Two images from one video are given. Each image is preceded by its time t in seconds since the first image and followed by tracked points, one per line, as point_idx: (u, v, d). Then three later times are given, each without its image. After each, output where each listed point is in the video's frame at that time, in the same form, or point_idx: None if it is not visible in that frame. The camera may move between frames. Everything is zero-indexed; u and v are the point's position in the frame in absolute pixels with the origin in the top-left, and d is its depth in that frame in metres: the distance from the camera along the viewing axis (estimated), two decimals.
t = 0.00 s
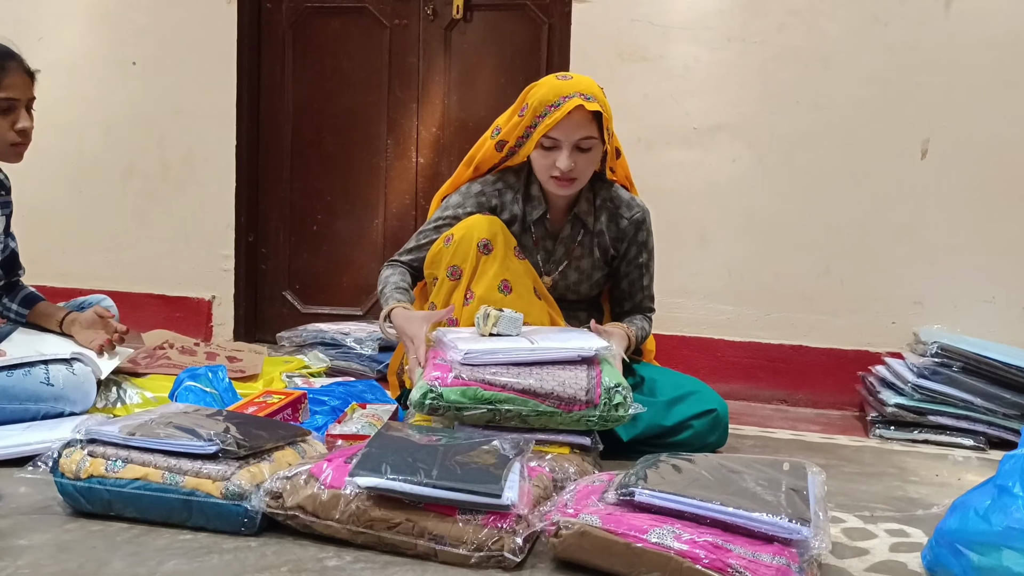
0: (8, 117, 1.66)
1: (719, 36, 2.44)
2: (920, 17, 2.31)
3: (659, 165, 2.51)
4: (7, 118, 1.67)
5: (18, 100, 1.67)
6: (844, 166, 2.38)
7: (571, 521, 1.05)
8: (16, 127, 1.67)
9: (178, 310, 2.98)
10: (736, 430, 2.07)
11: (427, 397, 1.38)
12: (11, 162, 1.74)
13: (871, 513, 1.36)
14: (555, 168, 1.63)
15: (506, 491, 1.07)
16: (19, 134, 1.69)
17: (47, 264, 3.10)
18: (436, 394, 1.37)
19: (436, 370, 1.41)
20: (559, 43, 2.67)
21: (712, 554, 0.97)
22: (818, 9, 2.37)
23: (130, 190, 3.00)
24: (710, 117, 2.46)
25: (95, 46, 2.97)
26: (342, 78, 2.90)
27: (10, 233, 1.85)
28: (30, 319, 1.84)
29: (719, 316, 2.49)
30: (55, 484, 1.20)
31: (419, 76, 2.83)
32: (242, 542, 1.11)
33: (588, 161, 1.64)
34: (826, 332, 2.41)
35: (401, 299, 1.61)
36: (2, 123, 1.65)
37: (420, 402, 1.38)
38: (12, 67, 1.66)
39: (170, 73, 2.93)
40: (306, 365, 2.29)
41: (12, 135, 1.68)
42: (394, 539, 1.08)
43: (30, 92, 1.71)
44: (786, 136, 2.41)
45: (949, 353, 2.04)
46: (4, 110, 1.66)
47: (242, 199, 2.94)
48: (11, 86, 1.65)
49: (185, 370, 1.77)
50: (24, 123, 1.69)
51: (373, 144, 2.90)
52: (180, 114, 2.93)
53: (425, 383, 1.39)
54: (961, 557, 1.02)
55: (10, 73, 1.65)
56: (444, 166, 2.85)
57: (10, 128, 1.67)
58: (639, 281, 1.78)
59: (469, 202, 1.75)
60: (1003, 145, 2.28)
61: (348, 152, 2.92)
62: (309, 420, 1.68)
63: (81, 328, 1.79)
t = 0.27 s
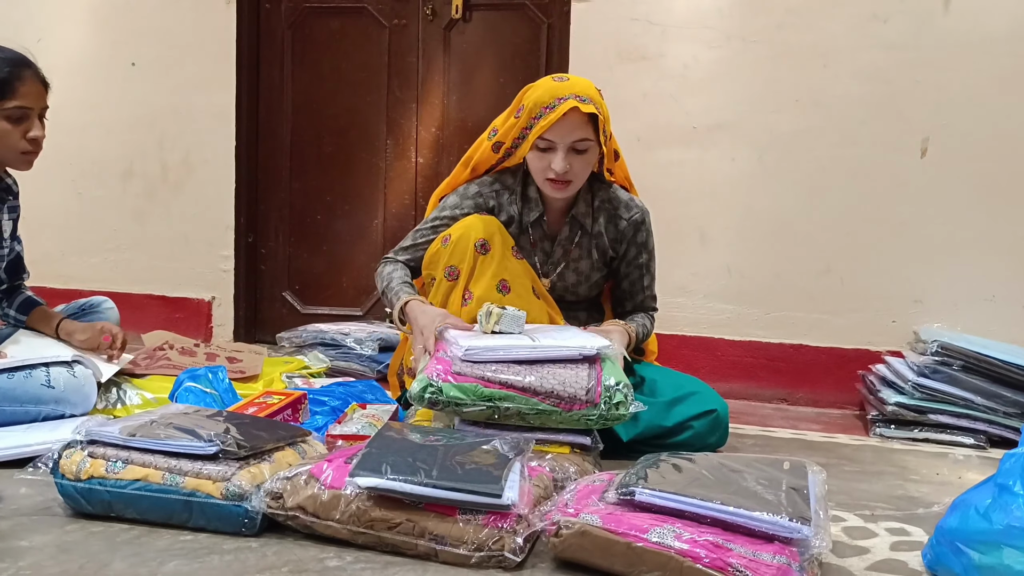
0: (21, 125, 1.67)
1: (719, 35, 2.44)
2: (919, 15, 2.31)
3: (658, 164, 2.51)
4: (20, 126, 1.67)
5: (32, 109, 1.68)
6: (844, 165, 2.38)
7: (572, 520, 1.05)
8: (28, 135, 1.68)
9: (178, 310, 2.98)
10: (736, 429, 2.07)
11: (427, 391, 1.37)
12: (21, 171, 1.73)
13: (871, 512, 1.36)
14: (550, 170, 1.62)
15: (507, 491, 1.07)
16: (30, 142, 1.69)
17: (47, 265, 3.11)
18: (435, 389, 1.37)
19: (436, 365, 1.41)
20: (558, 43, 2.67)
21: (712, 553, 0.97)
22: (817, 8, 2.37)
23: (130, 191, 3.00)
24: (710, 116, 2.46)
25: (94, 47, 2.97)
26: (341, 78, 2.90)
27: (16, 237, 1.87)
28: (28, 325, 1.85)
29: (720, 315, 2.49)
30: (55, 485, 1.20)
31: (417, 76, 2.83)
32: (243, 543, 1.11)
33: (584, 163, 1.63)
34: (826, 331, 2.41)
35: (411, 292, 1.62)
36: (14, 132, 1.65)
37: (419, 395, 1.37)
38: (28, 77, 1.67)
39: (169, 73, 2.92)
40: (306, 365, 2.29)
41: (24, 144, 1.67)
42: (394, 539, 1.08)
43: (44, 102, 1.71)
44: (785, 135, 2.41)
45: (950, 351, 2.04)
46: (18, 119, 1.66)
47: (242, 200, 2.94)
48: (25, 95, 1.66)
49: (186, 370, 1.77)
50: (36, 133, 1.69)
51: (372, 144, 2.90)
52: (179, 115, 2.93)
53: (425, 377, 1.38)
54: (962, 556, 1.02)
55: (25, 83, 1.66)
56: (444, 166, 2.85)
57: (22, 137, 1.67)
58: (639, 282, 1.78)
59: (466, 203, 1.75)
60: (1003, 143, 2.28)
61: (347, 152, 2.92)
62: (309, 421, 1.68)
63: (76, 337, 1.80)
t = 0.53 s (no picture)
0: (25, 127, 1.67)
1: (718, 34, 2.44)
2: (918, 14, 2.31)
3: (658, 164, 2.51)
4: (24, 128, 1.67)
5: (36, 111, 1.68)
6: (843, 165, 2.38)
7: (572, 520, 1.05)
8: (32, 137, 1.68)
9: (178, 311, 2.98)
10: (736, 428, 2.07)
11: (445, 370, 1.35)
12: (23, 173, 1.73)
13: (872, 511, 1.36)
14: (561, 164, 1.63)
15: (507, 490, 1.06)
16: (32, 145, 1.69)
17: (46, 266, 3.11)
18: (453, 369, 1.34)
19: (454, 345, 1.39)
20: (558, 43, 2.67)
21: (712, 552, 0.97)
22: (816, 7, 2.37)
23: (129, 191, 3.00)
24: (709, 115, 2.46)
25: (94, 47, 2.97)
26: (340, 78, 2.90)
27: (16, 239, 1.86)
28: (25, 329, 1.87)
29: (720, 314, 2.49)
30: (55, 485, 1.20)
31: (417, 75, 2.83)
32: (243, 543, 1.11)
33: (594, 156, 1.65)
34: (826, 330, 2.41)
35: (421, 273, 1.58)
36: (17, 134, 1.65)
37: (436, 373, 1.35)
38: (34, 80, 1.67)
39: (168, 74, 2.92)
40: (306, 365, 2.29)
41: (26, 146, 1.67)
42: (395, 539, 1.08)
43: (49, 105, 1.72)
44: (785, 134, 2.41)
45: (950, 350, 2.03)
46: (22, 121, 1.66)
47: (241, 200, 2.94)
48: (30, 97, 1.66)
49: (185, 370, 1.77)
50: (40, 136, 1.69)
51: (372, 144, 2.90)
52: (179, 115, 2.93)
53: (444, 357, 1.36)
54: (963, 554, 1.02)
55: (31, 85, 1.66)
56: (443, 166, 2.85)
57: (25, 139, 1.67)
58: (645, 280, 1.79)
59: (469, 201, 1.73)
60: (1003, 141, 2.28)
61: (347, 152, 2.92)
62: (309, 421, 1.68)
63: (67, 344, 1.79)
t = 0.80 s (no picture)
0: (25, 127, 1.67)
1: (717, 33, 2.44)
2: (918, 13, 2.31)
3: (657, 163, 2.51)
4: (24, 128, 1.67)
5: (35, 111, 1.68)
6: (843, 164, 2.38)
7: (572, 519, 1.05)
8: (31, 137, 1.67)
9: (177, 311, 2.98)
10: (735, 427, 2.07)
11: (511, 358, 1.24)
12: (22, 173, 1.73)
13: (872, 510, 1.36)
14: (588, 166, 1.55)
15: (507, 490, 1.06)
16: (32, 145, 1.68)
17: (46, 266, 3.10)
18: (520, 357, 1.24)
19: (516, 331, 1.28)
20: (557, 43, 2.67)
21: (712, 551, 0.97)
22: (816, 6, 2.37)
23: (129, 191, 3.00)
24: (709, 114, 2.46)
25: (93, 48, 2.97)
26: (339, 78, 2.90)
27: (16, 239, 1.86)
28: (25, 330, 1.87)
29: (719, 314, 2.49)
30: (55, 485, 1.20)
31: (416, 75, 2.83)
32: (243, 543, 1.11)
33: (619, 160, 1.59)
34: (826, 329, 2.42)
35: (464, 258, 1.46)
36: (17, 133, 1.65)
37: (501, 363, 1.24)
38: (33, 80, 1.67)
39: (167, 74, 2.92)
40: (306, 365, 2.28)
41: (26, 146, 1.67)
42: (395, 539, 1.08)
43: (48, 105, 1.72)
44: (785, 133, 2.41)
45: (949, 349, 2.04)
46: (22, 120, 1.66)
47: (241, 200, 2.94)
48: (29, 97, 1.66)
49: (186, 371, 1.77)
50: (39, 135, 1.69)
51: (371, 144, 2.90)
52: (178, 115, 2.93)
53: (509, 343, 1.25)
54: (962, 553, 1.03)
55: (30, 85, 1.66)
56: (443, 166, 2.85)
57: (25, 138, 1.67)
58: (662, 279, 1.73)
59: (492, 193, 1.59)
60: (1002, 140, 2.28)
61: (346, 152, 2.92)
62: (309, 421, 1.68)
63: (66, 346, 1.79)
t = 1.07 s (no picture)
0: (21, 127, 1.67)
1: (717, 33, 2.44)
2: (918, 13, 2.31)
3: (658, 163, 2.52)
4: (20, 127, 1.67)
5: (32, 110, 1.67)
6: (843, 164, 2.38)
7: (572, 519, 1.05)
8: (27, 137, 1.67)
9: (177, 311, 2.98)
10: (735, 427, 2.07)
11: (625, 381, 1.23)
12: (21, 173, 1.73)
13: (872, 510, 1.36)
14: (622, 176, 1.51)
15: (507, 490, 1.06)
16: (29, 144, 1.68)
17: (46, 266, 3.11)
18: (635, 379, 1.23)
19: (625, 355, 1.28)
20: (557, 43, 2.67)
21: (712, 551, 0.97)
22: (816, 5, 2.37)
23: (129, 191, 3.00)
24: (709, 114, 2.47)
25: (92, 48, 2.97)
26: (339, 79, 2.90)
27: (16, 240, 1.86)
28: (25, 330, 1.87)
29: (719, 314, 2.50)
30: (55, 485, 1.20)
31: (416, 75, 2.83)
32: (243, 543, 1.11)
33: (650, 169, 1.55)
34: (826, 329, 2.42)
35: (548, 289, 1.39)
36: (14, 132, 1.65)
37: (616, 387, 1.23)
38: (30, 79, 1.67)
39: (167, 74, 2.92)
40: (306, 365, 2.28)
41: (22, 145, 1.67)
42: (395, 539, 1.08)
43: (47, 105, 1.72)
44: (785, 133, 2.41)
45: (949, 349, 2.04)
46: (19, 120, 1.66)
47: (241, 200, 2.94)
48: (26, 96, 1.66)
49: (186, 371, 1.77)
50: (36, 135, 1.68)
51: (371, 144, 2.90)
52: (178, 116, 2.93)
53: (621, 366, 1.24)
54: (962, 553, 1.03)
55: (27, 85, 1.66)
56: (442, 167, 2.84)
57: (21, 138, 1.66)
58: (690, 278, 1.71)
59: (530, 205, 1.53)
60: (1002, 141, 2.28)
61: (347, 152, 2.92)
62: (310, 421, 1.69)
63: (66, 346, 1.79)
